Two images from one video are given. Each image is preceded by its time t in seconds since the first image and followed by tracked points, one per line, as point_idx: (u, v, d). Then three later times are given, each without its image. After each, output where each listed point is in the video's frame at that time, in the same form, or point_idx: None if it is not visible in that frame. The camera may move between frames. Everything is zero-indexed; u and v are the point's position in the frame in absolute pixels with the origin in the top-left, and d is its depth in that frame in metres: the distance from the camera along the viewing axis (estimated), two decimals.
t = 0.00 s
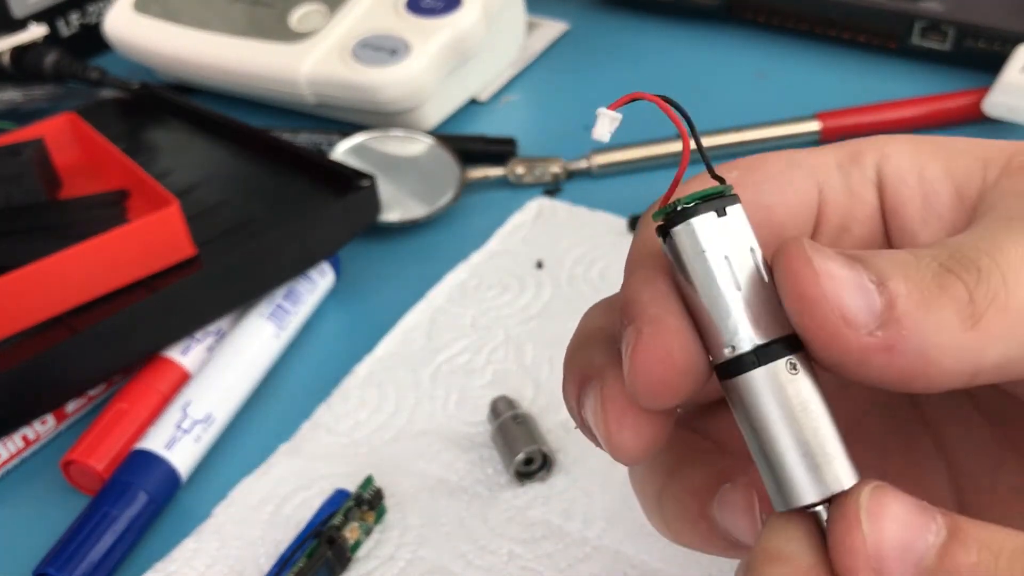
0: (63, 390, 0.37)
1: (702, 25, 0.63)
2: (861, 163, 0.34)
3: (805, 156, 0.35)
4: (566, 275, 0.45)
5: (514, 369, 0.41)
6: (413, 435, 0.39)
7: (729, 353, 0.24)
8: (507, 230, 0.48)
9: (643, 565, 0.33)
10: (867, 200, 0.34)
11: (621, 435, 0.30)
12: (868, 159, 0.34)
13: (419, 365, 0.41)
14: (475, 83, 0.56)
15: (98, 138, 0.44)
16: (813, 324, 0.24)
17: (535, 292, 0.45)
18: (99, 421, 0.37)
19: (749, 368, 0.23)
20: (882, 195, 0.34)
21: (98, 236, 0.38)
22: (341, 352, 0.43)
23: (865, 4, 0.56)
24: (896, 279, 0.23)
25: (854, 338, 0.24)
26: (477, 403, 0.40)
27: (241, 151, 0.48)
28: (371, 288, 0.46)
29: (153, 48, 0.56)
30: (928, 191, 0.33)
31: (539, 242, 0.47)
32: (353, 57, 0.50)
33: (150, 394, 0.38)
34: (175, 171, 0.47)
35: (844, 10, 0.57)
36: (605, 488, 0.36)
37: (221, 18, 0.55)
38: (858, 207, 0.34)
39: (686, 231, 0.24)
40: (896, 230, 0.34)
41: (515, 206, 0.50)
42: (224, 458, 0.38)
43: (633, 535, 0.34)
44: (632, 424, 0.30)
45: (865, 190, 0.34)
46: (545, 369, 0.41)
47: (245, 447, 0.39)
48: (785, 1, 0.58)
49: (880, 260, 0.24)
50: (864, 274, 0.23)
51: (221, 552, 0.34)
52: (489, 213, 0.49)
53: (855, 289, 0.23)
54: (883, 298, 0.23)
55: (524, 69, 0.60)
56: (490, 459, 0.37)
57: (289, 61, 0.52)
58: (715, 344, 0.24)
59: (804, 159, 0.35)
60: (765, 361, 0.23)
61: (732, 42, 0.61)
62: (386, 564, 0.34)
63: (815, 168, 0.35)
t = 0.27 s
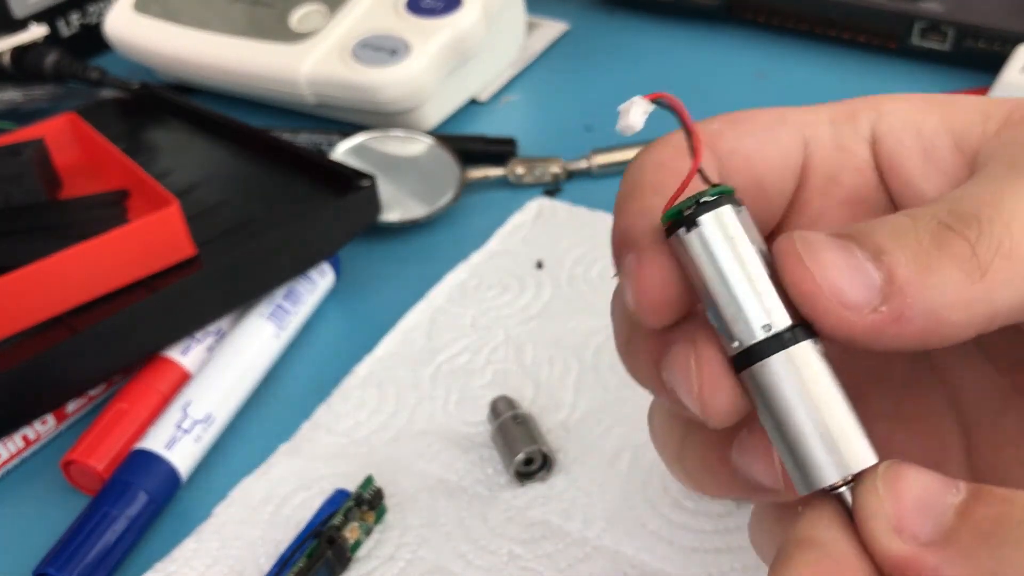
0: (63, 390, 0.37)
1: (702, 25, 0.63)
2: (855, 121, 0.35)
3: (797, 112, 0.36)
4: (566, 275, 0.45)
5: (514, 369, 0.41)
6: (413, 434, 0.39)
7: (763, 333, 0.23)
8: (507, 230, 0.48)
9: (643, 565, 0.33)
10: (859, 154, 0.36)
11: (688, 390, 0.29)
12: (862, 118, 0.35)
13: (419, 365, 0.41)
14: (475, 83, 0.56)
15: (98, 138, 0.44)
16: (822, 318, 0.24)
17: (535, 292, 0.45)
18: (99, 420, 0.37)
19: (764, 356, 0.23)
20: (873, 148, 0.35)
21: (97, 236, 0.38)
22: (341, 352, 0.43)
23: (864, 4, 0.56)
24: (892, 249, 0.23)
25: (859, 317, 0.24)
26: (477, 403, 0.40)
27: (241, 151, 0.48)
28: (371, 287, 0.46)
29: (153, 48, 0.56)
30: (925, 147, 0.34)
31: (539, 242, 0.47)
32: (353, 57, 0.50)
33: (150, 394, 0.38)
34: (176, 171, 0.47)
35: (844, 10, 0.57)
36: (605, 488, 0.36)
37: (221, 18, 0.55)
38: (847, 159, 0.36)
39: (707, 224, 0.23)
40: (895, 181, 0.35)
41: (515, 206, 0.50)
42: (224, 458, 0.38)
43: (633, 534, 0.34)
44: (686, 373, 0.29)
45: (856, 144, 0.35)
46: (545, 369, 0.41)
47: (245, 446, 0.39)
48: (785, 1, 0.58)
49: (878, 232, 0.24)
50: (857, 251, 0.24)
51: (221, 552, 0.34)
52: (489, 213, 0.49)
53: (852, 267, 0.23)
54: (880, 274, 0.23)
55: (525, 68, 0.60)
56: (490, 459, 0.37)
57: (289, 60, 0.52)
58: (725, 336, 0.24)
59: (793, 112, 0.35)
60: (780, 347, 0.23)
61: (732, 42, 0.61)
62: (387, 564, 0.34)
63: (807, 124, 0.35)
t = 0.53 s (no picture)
0: (63, 390, 0.37)
1: (701, 26, 0.63)
2: (920, 39, 0.33)
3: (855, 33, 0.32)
4: (566, 275, 0.45)
5: (514, 369, 0.41)
6: (413, 435, 0.39)
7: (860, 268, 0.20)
8: (507, 230, 0.48)
9: (643, 565, 0.33)
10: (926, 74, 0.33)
11: (793, 324, 0.24)
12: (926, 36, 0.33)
13: (419, 365, 0.41)
14: (475, 84, 0.56)
15: (98, 138, 0.44)
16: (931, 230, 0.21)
17: (535, 292, 0.45)
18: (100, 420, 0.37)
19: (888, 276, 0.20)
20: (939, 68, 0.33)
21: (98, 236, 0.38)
22: (342, 352, 0.43)
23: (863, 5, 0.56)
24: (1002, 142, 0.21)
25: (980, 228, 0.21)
26: (477, 403, 0.40)
27: (241, 151, 0.48)
28: (371, 287, 0.46)
29: (153, 48, 0.56)
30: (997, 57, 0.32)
31: (539, 242, 0.47)
32: (353, 57, 0.50)
33: (151, 394, 0.38)
34: (176, 171, 0.47)
35: (843, 11, 0.57)
36: (605, 488, 0.36)
37: (221, 18, 0.55)
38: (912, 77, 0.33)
39: (829, 151, 0.21)
40: (966, 97, 0.32)
41: (515, 206, 0.50)
42: (224, 458, 0.38)
43: (633, 534, 0.34)
44: (791, 305, 0.24)
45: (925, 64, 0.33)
46: (545, 369, 0.41)
47: (245, 447, 0.39)
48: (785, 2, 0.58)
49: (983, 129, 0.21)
50: (966, 155, 0.21)
51: (221, 552, 0.34)
52: (489, 213, 0.50)
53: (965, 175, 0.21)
54: (998, 172, 0.21)
55: (525, 69, 0.60)
56: (490, 459, 0.37)
57: (289, 61, 0.52)
58: (845, 261, 0.21)
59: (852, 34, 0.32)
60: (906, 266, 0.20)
61: (732, 43, 0.61)
62: (386, 564, 0.34)
63: (869, 44, 0.32)
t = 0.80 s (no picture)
0: (65, 390, 0.37)
1: (701, 27, 0.64)
2: None
3: None
4: (566, 275, 0.45)
5: (514, 369, 0.41)
6: (412, 434, 0.39)
7: (997, 149, 0.18)
8: (507, 230, 0.48)
9: (642, 564, 0.33)
10: None
11: (943, 221, 0.18)
12: None
13: (419, 365, 0.42)
14: (475, 84, 0.56)
15: (99, 139, 0.44)
16: None
17: (535, 292, 0.45)
18: (101, 420, 0.37)
19: None
20: None
21: (99, 236, 0.38)
22: (343, 352, 0.43)
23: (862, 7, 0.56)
24: None
25: None
26: (477, 403, 0.40)
27: (242, 152, 0.48)
28: (371, 287, 0.46)
29: (154, 49, 0.56)
30: None
31: (539, 242, 0.47)
32: (353, 58, 0.51)
33: (152, 394, 0.38)
34: (177, 171, 0.47)
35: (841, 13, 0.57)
36: (604, 487, 0.36)
37: (222, 19, 0.55)
38: None
39: (952, 34, 0.17)
40: None
41: (515, 206, 0.50)
42: (225, 458, 0.39)
43: (633, 533, 0.34)
44: (936, 194, 0.18)
45: None
46: (544, 369, 0.41)
47: (246, 446, 0.39)
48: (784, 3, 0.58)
49: None
50: None
51: (222, 551, 0.35)
52: (489, 213, 0.50)
53: None
54: None
55: (525, 69, 0.60)
56: (490, 458, 0.38)
57: (289, 61, 0.52)
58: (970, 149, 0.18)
59: None
60: None
61: (731, 44, 0.62)
62: (387, 563, 0.34)
63: None
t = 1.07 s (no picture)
0: (67, 389, 0.37)
1: (700, 28, 0.64)
2: None
3: None
4: (565, 275, 0.46)
5: (514, 368, 0.42)
6: (413, 433, 0.39)
7: None
8: (507, 231, 0.48)
9: (641, 563, 0.34)
10: None
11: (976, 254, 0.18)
12: None
13: (420, 364, 0.42)
14: (475, 86, 0.56)
15: (102, 140, 0.44)
16: None
17: (535, 292, 0.45)
18: (104, 419, 0.37)
19: None
20: None
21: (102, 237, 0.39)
22: (343, 351, 0.43)
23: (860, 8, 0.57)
24: None
25: None
26: (477, 403, 0.40)
27: (243, 152, 0.48)
28: (372, 287, 0.46)
29: (156, 51, 0.56)
30: None
31: (539, 243, 0.48)
32: (354, 59, 0.51)
33: (154, 393, 0.38)
34: (178, 171, 0.47)
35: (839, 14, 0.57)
36: (604, 486, 0.36)
37: (224, 21, 0.56)
38: None
39: (984, 66, 0.17)
40: None
41: (514, 206, 0.50)
42: (226, 457, 0.39)
43: (632, 532, 0.35)
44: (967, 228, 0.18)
45: None
46: (544, 368, 0.41)
47: (247, 446, 0.39)
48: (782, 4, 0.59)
49: None
50: None
51: (224, 550, 0.35)
52: (489, 214, 0.50)
53: None
54: None
55: (524, 70, 0.60)
56: (490, 457, 0.38)
57: (290, 62, 0.52)
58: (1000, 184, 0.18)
59: None
60: None
61: (730, 45, 0.62)
62: (387, 561, 0.34)
63: None
